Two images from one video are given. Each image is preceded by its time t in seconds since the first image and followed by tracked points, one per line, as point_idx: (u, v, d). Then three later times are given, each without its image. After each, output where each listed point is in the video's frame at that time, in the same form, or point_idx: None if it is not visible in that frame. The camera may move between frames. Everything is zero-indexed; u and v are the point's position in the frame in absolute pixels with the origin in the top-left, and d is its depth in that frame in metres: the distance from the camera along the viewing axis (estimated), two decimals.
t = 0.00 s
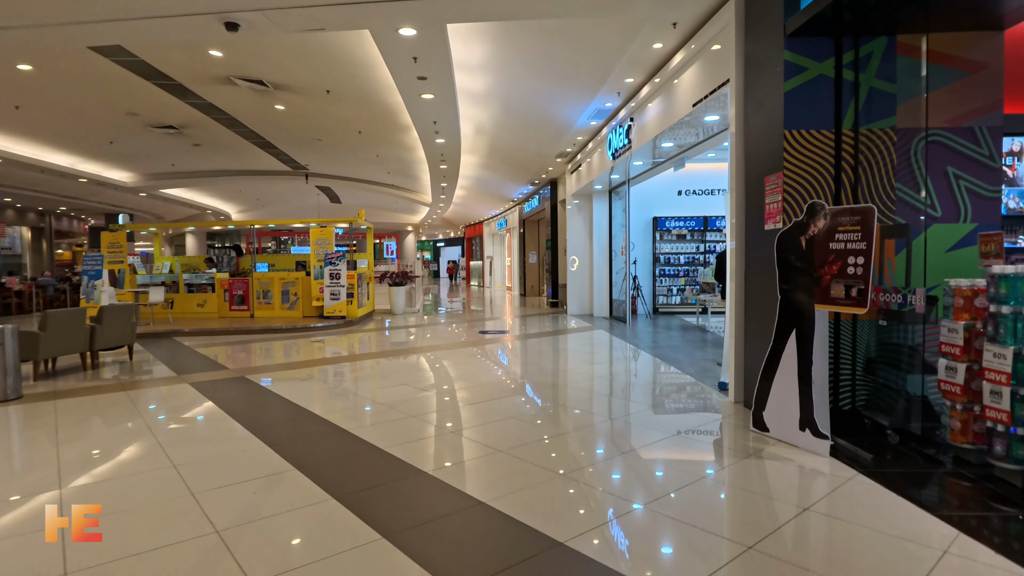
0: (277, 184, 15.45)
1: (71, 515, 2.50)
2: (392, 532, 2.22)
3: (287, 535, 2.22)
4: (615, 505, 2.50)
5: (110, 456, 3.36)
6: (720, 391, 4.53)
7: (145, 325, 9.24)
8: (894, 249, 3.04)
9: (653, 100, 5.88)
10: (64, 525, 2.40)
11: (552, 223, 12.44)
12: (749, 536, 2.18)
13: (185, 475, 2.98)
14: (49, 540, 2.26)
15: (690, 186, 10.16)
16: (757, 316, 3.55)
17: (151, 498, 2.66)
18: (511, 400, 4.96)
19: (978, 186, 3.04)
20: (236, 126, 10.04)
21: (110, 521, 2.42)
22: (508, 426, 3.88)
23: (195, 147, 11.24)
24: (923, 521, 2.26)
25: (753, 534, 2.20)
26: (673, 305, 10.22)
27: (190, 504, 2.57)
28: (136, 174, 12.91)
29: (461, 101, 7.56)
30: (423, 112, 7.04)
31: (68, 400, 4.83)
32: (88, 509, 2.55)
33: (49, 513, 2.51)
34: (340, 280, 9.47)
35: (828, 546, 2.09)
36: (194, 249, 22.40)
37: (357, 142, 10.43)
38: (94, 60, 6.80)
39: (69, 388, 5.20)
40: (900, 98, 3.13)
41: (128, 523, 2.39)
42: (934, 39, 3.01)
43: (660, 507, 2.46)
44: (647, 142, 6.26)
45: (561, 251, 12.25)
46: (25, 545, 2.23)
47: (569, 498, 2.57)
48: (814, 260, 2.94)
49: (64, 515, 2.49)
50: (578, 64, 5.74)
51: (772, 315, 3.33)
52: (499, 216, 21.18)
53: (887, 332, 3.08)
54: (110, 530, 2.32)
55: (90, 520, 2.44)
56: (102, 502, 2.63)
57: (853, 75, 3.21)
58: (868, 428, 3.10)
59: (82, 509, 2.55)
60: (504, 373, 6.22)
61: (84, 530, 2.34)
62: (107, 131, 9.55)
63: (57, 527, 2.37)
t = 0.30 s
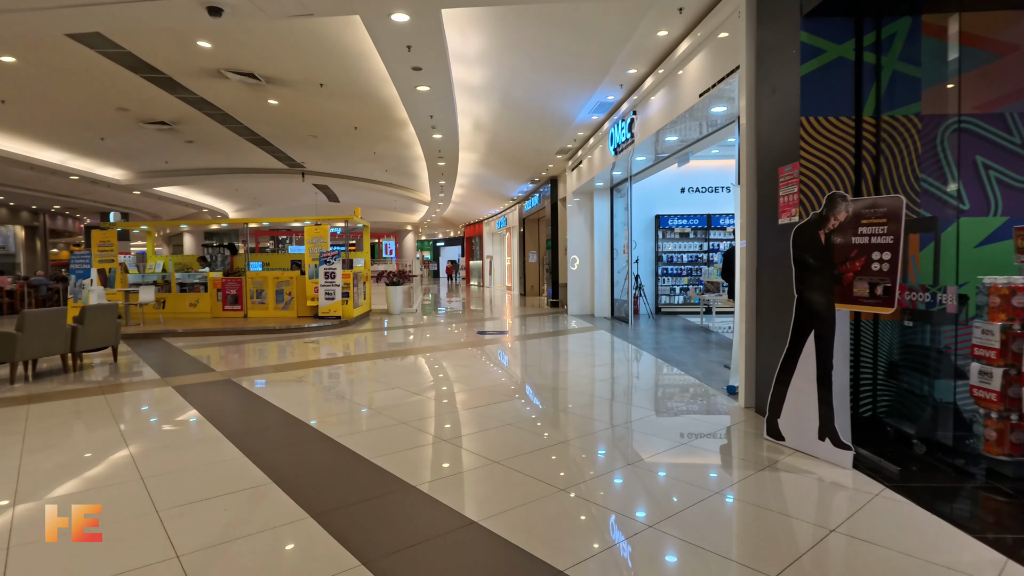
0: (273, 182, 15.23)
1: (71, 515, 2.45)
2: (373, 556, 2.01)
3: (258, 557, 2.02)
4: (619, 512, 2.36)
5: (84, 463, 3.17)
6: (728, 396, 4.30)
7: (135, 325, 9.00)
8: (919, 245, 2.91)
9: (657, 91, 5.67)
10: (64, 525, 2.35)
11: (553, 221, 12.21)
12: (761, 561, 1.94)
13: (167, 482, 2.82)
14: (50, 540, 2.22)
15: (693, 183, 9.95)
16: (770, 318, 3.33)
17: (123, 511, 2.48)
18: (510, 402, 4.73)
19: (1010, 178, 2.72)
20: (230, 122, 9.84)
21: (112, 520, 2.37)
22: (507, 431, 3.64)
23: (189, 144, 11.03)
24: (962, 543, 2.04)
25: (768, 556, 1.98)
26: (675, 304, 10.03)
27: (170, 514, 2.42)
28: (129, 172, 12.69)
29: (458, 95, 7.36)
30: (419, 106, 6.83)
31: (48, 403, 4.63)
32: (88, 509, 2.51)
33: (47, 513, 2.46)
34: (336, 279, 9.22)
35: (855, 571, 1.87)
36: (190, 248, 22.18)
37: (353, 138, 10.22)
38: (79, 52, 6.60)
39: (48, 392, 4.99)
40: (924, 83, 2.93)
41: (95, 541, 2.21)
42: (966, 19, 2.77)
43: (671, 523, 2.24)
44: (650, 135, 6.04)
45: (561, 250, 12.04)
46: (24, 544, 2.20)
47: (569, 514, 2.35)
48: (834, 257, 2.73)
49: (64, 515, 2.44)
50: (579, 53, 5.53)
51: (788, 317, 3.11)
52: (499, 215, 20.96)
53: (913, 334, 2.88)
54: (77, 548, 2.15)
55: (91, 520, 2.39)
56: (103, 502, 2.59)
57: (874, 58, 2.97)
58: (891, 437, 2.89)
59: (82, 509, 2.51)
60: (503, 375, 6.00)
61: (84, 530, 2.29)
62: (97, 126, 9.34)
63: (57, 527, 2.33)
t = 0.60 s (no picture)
0: (273, 178, 15.02)
1: (71, 515, 2.38)
2: None
3: None
4: (626, 519, 2.24)
5: (66, 467, 3.00)
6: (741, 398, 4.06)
7: (129, 323, 8.81)
8: (955, 239, 2.58)
9: (666, 80, 5.43)
10: (64, 525, 2.29)
11: (557, 217, 11.97)
12: None
13: (155, 487, 2.67)
14: (48, 540, 2.16)
15: (700, 178, 9.69)
16: (792, 318, 3.09)
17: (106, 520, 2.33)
18: (512, 402, 4.51)
19: None
20: (226, 115, 9.62)
21: (112, 520, 2.30)
22: (508, 435, 3.42)
23: (185, 138, 10.82)
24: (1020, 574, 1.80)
25: None
26: (682, 302, 9.77)
27: (158, 523, 2.28)
28: (126, 167, 12.48)
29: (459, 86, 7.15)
30: (419, 97, 6.61)
31: (31, 405, 4.45)
32: (88, 509, 2.44)
33: (46, 513, 2.39)
34: (334, 275, 8.98)
35: None
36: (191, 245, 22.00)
37: (352, 132, 9.99)
38: (68, 41, 6.40)
39: (31, 393, 4.79)
40: (963, 62, 2.55)
41: (84, 545, 2.10)
42: None
43: (688, 545, 2.03)
44: (659, 126, 5.79)
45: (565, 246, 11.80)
46: (24, 545, 2.13)
47: (575, 535, 2.11)
48: (867, 252, 2.49)
49: (64, 515, 2.37)
50: (584, 40, 5.28)
51: (814, 318, 2.86)
52: (502, 212, 20.71)
53: (949, 338, 2.63)
54: (66, 554, 2.04)
55: (91, 520, 2.32)
56: (103, 502, 2.51)
57: (909, 35, 2.62)
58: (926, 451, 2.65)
59: (82, 509, 2.43)
60: (506, 373, 5.79)
61: (84, 530, 2.23)
62: (91, 119, 9.14)
63: (57, 528, 2.26)
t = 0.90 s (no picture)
0: (273, 176, 14.83)
1: (70, 516, 2.38)
2: None
3: None
4: (643, 541, 2.03)
5: (43, 477, 2.84)
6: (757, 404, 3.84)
7: (124, 324, 8.63)
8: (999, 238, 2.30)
9: (676, 71, 5.21)
10: (64, 525, 2.29)
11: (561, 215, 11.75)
12: None
13: (139, 499, 2.53)
14: (49, 540, 2.17)
15: (708, 175, 9.47)
16: (818, 321, 2.87)
17: (83, 535, 2.19)
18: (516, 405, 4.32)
19: None
20: (224, 112, 9.43)
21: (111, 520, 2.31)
22: (511, 445, 3.21)
23: (183, 135, 10.64)
24: None
25: None
26: (690, 303, 9.55)
27: (139, 540, 2.14)
28: (124, 165, 12.31)
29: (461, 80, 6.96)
30: (419, 91, 6.40)
31: (15, 410, 4.28)
32: (88, 509, 2.44)
33: (47, 514, 2.39)
34: (333, 275, 8.80)
35: None
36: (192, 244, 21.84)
37: (353, 129, 9.79)
38: (59, 35, 6.22)
39: (15, 398, 4.61)
40: (1010, 41, 2.23)
41: (84, 545, 2.11)
42: None
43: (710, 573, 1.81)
44: (669, 120, 5.57)
45: (570, 246, 11.60)
46: (25, 545, 2.13)
47: (586, 562, 1.91)
48: (906, 251, 2.28)
49: (64, 515, 2.38)
50: (591, 30, 5.06)
51: (845, 321, 2.64)
52: (505, 211, 20.50)
53: (992, 343, 2.40)
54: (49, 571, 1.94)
55: (91, 519, 2.33)
56: (102, 501, 2.52)
57: (947, 14, 2.36)
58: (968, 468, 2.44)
59: (81, 509, 2.43)
60: (510, 375, 5.58)
61: (84, 530, 2.23)
62: (86, 116, 8.96)
63: (57, 528, 2.27)
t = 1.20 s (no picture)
0: (270, 175, 14.62)
1: (70, 515, 2.36)
2: None
3: None
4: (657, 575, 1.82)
5: (10, 489, 2.64)
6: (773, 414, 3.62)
7: (114, 325, 8.41)
8: None
9: (684, 64, 4.99)
10: (63, 525, 2.27)
11: (562, 214, 11.52)
12: None
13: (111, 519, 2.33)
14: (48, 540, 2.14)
15: (713, 173, 9.27)
16: (844, 328, 2.67)
17: (45, 561, 2.00)
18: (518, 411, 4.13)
19: None
20: (217, 108, 9.22)
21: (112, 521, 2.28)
22: (513, 460, 2.99)
23: (177, 133, 10.42)
24: None
25: None
26: (694, 304, 9.33)
27: (105, 566, 1.96)
28: (117, 163, 12.09)
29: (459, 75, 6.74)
30: (416, 85, 6.17)
31: None
32: (88, 509, 2.41)
33: (46, 513, 2.36)
34: (329, 276, 8.60)
35: None
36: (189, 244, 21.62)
37: (350, 126, 9.58)
38: (43, 26, 6.01)
39: None
40: None
41: (85, 546, 2.09)
42: None
43: None
44: (676, 116, 5.34)
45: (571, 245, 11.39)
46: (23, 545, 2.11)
47: None
48: (950, 254, 2.07)
49: (64, 515, 2.34)
50: (595, 20, 4.85)
51: (877, 328, 2.43)
52: (505, 210, 20.29)
53: None
54: None
55: (91, 520, 2.30)
56: (103, 502, 2.49)
57: None
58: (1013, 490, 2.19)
59: (81, 508, 2.40)
60: (511, 379, 5.37)
61: (84, 530, 2.21)
62: (76, 112, 8.74)
63: (57, 528, 2.24)
